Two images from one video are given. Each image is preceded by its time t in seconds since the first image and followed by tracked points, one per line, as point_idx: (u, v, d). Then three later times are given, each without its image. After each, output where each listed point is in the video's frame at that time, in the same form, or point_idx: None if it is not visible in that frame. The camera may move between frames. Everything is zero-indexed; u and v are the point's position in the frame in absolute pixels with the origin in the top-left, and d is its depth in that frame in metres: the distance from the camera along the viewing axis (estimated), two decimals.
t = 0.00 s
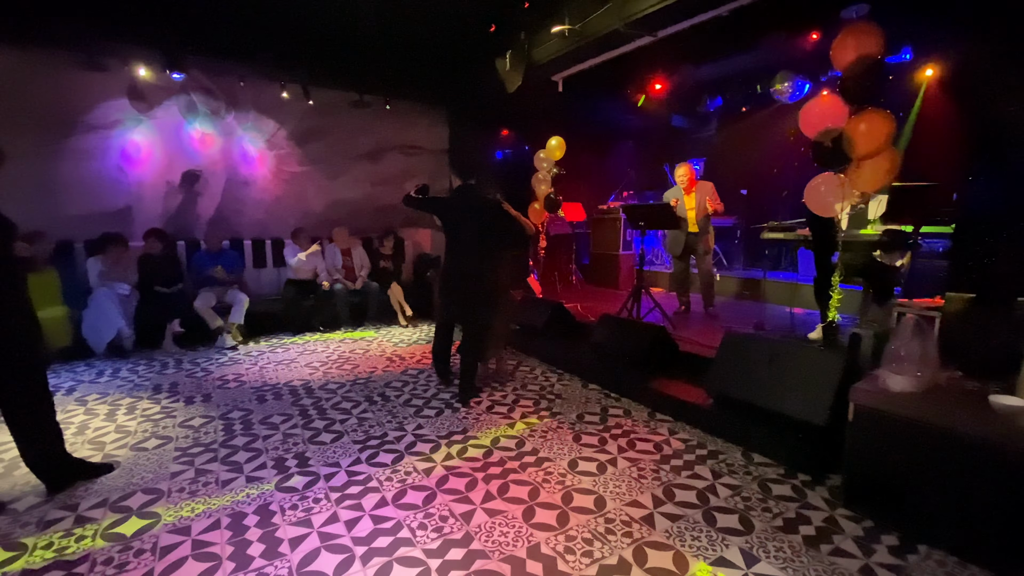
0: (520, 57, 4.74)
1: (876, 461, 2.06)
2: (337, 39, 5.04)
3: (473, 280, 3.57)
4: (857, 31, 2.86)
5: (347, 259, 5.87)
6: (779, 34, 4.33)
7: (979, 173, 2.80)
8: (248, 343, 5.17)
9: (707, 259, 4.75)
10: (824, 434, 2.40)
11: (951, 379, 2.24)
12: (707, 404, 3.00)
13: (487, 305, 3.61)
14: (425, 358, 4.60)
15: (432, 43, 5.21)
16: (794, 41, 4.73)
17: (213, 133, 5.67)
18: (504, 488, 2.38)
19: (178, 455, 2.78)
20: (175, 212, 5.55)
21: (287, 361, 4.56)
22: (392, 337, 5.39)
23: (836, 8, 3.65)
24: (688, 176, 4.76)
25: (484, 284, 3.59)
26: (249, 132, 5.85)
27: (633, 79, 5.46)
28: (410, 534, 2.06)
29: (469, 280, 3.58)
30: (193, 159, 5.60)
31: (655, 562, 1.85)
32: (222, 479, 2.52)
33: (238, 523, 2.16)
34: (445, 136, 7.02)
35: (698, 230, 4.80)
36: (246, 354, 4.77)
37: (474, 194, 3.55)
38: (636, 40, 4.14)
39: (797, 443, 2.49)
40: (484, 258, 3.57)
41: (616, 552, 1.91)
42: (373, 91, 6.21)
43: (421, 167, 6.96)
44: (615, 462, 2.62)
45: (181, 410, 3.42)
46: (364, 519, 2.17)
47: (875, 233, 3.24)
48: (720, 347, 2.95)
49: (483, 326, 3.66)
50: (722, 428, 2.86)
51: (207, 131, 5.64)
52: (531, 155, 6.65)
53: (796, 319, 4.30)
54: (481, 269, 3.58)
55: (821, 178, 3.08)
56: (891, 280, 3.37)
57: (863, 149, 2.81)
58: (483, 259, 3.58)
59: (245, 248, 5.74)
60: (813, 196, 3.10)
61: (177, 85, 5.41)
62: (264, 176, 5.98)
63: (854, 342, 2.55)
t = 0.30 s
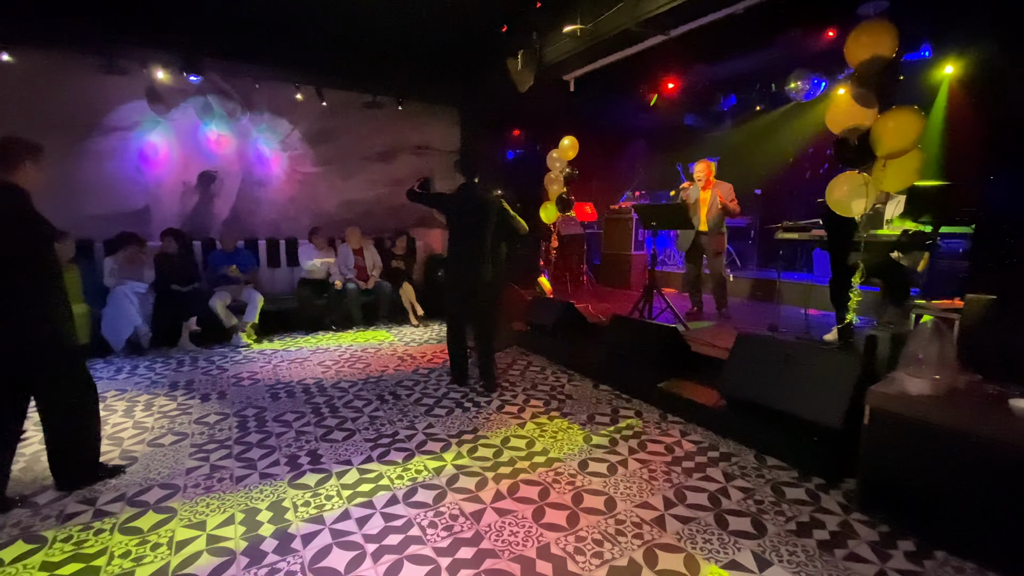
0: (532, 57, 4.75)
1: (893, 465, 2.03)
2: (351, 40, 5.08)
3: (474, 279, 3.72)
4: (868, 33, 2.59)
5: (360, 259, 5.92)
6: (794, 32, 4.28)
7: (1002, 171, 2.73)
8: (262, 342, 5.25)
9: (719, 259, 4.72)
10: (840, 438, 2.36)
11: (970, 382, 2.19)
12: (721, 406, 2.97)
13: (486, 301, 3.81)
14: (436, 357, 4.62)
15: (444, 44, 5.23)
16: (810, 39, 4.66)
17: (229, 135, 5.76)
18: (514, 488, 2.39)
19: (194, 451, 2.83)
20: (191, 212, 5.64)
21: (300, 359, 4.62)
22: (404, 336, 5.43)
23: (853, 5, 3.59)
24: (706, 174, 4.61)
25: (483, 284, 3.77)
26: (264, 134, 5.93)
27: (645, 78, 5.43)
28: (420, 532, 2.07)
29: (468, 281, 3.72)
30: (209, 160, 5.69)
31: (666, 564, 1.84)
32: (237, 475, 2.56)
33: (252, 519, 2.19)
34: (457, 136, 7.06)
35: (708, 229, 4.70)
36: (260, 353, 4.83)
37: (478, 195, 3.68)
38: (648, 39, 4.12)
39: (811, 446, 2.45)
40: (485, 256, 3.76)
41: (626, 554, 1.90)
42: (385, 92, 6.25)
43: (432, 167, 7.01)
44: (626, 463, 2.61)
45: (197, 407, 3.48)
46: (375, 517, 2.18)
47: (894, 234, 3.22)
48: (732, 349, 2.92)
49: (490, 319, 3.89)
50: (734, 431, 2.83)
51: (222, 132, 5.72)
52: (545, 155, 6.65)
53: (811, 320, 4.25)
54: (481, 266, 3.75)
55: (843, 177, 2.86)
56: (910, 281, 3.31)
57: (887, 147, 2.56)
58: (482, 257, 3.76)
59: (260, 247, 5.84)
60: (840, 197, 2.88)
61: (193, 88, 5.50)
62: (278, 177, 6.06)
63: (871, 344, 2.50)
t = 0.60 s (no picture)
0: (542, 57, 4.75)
1: (909, 469, 2.00)
2: (363, 42, 5.13)
3: (484, 278, 3.73)
4: (884, 33, 2.54)
5: (371, 258, 5.96)
6: (809, 29, 4.22)
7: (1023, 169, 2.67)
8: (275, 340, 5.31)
9: (732, 259, 4.69)
10: (854, 441, 2.33)
11: (988, 384, 2.15)
12: (732, 408, 2.95)
13: (495, 301, 3.83)
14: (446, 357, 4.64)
15: (455, 45, 5.26)
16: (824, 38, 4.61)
17: (243, 136, 5.84)
18: (523, 488, 2.39)
19: (209, 447, 2.88)
20: (206, 212, 5.73)
21: (312, 358, 4.66)
22: (414, 336, 5.46)
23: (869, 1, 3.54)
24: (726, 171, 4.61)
25: (492, 284, 3.79)
26: (277, 135, 6.00)
27: (656, 78, 5.40)
28: (430, 530, 2.08)
29: (477, 281, 3.75)
30: (224, 161, 5.77)
31: (676, 565, 1.83)
32: (250, 471, 2.60)
33: (265, 515, 2.22)
34: (467, 137, 7.10)
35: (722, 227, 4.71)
36: (273, 351, 4.89)
37: (486, 195, 3.71)
38: (660, 37, 4.10)
39: (824, 449, 2.42)
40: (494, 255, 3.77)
41: (636, 555, 1.89)
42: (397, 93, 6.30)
43: (443, 167, 7.06)
44: (636, 464, 2.60)
45: (211, 404, 3.53)
46: (385, 514, 2.20)
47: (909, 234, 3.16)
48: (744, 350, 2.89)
49: (499, 319, 3.91)
50: (746, 432, 2.80)
51: (237, 134, 5.80)
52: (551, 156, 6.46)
53: (825, 321, 4.20)
54: (490, 265, 3.77)
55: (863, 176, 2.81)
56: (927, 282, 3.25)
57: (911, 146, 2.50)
58: (491, 256, 3.78)
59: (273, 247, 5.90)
60: (857, 194, 2.96)
61: (208, 89, 5.59)
62: (291, 177, 6.13)
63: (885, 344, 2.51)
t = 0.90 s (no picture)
0: (551, 57, 4.76)
1: (922, 473, 1.98)
2: (374, 43, 5.18)
3: (493, 279, 3.78)
4: (903, 28, 2.49)
5: (381, 258, 6.01)
6: (822, 28, 4.18)
7: None
8: (285, 339, 5.36)
9: (751, 261, 4.64)
10: (867, 443, 2.30)
11: (1004, 387, 2.12)
12: (742, 409, 2.93)
13: (503, 301, 3.86)
14: (455, 356, 4.65)
15: (463, 46, 5.28)
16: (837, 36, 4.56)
17: (255, 137, 5.90)
18: (532, 488, 2.39)
19: (221, 444, 2.92)
20: (219, 212, 5.80)
21: (322, 357, 4.70)
22: (423, 335, 5.49)
23: None
24: (748, 169, 4.62)
25: (501, 284, 3.83)
26: (289, 136, 6.06)
27: (666, 77, 5.38)
28: (439, 528, 2.09)
29: (487, 281, 3.80)
30: (236, 162, 5.84)
31: (685, 566, 1.82)
32: (261, 468, 2.63)
33: (276, 511, 2.24)
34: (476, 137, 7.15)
35: (744, 224, 4.68)
36: (283, 350, 4.94)
37: (496, 196, 3.71)
38: (670, 36, 4.07)
39: (836, 451, 2.39)
40: (503, 256, 3.79)
41: (644, 555, 1.88)
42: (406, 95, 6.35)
43: (452, 167, 7.11)
44: (646, 465, 2.58)
45: (223, 402, 3.58)
46: (394, 512, 2.21)
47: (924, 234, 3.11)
48: (755, 351, 2.88)
49: (508, 319, 3.96)
50: (756, 434, 2.78)
51: (249, 135, 5.87)
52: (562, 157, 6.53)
53: (838, 322, 4.15)
54: (499, 265, 3.78)
55: (879, 176, 2.83)
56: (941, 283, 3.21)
57: (922, 146, 2.44)
58: (500, 257, 3.80)
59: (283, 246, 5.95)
60: (873, 195, 2.89)
61: (221, 91, 5.66)
62: (303, 178, 6.19)
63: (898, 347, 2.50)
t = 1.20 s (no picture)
0: (560, 57, 4.76)
1: (934, 475, 1.96)
2: (384, 44, 5.22)
3: (503, 278, 3.78)
4: (922, 25, 2.49)
5: (390, 258, 6.04)
6: (833, 26, 4.14)
7: None
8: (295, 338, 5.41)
9: (767, 265, 4.63)
10: (880, 446, 2.27)
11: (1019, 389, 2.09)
12: (752, 410, 2.91)
13: (512, 302, 3.88)
14: (462, 356, 4.66)
15: (472, 46, 5.30)
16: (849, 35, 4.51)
17: (266, 138, 5.96)
18: (539, 487, 2.39)
19: (232, 442, 2.95)
20: (230, 213, 5.87)
21: (332, 356, 4.73)
22: (432, 335, 5.51)
23: None
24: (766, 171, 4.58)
25: (510, 284, 3.83)
26: (299, 137, 6.12)
27: (676, 76, 5.36)
28: (447, 526, 2.10)
29: (498, 280, 3.81)
30: (247, 163, 5.91)
31: (694, 568, 1.81)
32: (271, 466, 2.66)
33: (286, 508, 2.27)
34: (484, 137, 7.18)
35: (761, 229, 4.66)
36: (293, 349, 4.99)
37: (505, 197, 3.72)
38: (680, 35, 4.05)
39: (847, 453, 2.37)
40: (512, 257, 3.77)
41: (652, 556, 1.88)
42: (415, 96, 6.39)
43: (461, 167, 7.15)
44: (654, 466, 2.58)
45: (234, 400, 3.62)
46: (402, 510, 2.23)
47: (936, 234, 3.05)
48: (765, 353, 2.86)
49: (519, 318, 3.97)
50: (765, 436, 2.76)
51: (260, 136, 5.93)
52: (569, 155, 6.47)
53: (849, 323, 4.10)
54: (509, 265, 3.80)
55: (890, 177, 2.78)
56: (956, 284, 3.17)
57: (928, 145, 2.41)
58: (510, 257, 3.80)
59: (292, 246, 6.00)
60: (884, 194, 2.83)
61: (232, 93, 5.73)
62: (313, 178, 6.24)
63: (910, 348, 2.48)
